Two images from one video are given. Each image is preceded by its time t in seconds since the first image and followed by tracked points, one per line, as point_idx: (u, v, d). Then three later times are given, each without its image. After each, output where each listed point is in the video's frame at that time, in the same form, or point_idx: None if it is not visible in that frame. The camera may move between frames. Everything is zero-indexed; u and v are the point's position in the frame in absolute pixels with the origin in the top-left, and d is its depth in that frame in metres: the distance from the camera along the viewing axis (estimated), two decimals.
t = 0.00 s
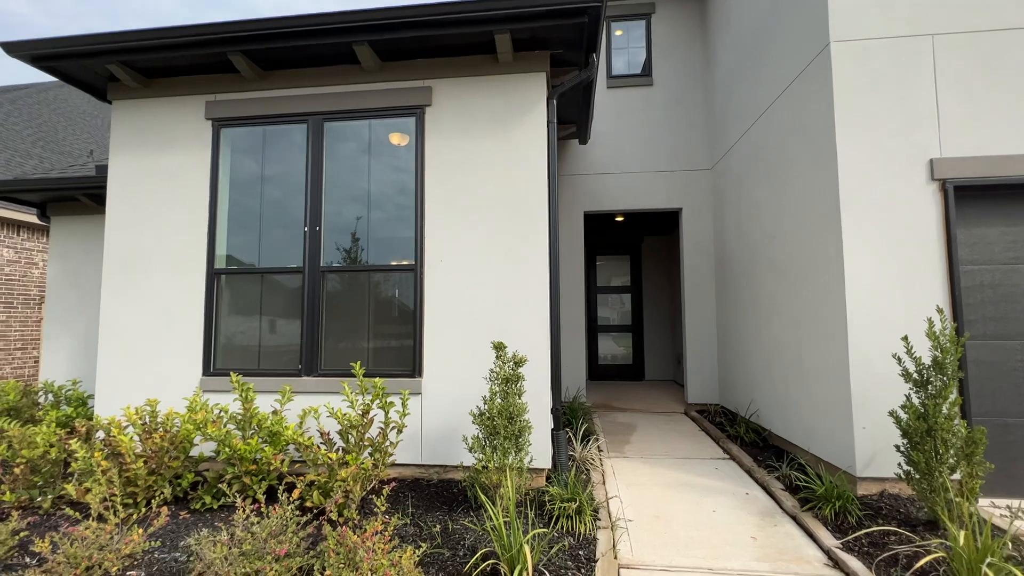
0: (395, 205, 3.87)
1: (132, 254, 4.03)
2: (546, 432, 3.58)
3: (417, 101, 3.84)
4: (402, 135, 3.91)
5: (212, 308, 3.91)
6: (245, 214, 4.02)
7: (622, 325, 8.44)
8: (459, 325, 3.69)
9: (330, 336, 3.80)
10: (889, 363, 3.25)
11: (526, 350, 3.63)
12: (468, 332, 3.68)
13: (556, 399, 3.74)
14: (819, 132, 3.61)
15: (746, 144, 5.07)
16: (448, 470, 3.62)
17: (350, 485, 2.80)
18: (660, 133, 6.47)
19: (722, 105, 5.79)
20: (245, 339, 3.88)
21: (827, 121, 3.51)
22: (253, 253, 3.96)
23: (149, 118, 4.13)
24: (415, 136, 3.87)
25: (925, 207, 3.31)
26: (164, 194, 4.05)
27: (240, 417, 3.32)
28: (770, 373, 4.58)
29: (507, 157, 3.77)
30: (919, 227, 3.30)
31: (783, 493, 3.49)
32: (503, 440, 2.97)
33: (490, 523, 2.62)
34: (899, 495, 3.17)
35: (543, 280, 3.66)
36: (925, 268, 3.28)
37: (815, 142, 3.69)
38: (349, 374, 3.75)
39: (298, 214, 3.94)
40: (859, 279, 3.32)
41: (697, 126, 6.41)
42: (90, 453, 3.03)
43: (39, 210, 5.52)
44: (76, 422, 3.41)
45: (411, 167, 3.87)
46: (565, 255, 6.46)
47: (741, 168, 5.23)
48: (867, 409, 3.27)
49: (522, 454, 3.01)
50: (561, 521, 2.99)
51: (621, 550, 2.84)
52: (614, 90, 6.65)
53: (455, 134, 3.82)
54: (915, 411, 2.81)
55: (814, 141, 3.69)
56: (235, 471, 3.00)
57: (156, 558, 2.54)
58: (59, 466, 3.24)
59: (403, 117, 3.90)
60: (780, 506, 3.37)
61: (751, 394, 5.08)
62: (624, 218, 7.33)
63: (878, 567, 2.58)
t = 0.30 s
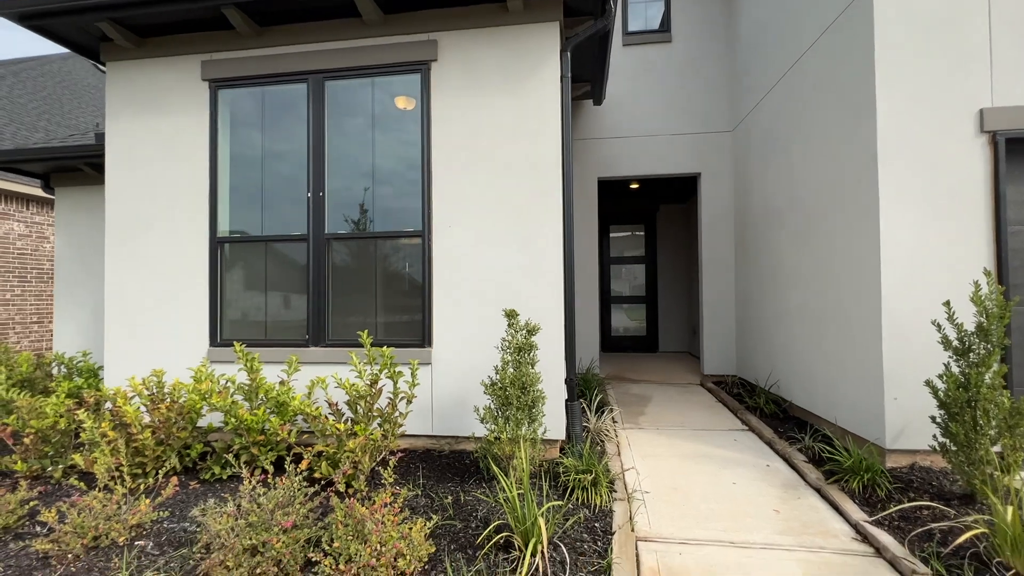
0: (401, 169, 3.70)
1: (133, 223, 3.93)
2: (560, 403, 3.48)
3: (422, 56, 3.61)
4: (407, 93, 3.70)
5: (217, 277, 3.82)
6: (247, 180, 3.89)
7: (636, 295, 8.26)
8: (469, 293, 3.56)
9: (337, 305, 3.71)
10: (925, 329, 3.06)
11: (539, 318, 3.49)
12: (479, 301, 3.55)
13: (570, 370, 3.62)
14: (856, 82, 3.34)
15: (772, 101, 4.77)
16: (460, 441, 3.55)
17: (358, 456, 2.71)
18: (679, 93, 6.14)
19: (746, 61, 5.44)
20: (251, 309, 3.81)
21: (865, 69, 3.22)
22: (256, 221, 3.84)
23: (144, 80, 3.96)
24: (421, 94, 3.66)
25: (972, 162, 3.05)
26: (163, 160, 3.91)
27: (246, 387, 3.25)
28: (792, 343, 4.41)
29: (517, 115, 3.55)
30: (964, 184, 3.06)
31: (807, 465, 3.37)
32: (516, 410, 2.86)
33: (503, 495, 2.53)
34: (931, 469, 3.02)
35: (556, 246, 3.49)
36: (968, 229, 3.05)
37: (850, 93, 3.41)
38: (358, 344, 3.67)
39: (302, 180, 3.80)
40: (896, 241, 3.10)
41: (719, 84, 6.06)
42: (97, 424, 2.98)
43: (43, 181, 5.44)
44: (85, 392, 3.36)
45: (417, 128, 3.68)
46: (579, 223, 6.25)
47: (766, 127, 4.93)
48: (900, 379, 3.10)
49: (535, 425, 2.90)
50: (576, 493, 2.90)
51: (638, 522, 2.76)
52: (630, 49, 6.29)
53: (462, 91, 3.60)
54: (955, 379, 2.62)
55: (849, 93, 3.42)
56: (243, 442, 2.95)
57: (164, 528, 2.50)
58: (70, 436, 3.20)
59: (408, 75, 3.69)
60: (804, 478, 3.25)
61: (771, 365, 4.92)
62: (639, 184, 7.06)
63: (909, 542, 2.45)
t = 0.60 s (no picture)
0: (397, 133, 3.53)
1: (124, 193, 3.80)
2: (565, 375, 3.37)
3: (418, 9, 3.39)
4: (403, 50, 3.49)
5: (210, 248, 3.71)
6: (238, 147, 3.73)
7: (644, 268, 8.09)
8: (470, 263, 3.42)
9: (334, 276, 3.60)
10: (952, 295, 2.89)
11: (543, 287, 3.35)
12: (480, 270, 3.41)
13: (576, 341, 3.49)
14: (885, 32, 3.09)
15: (790, 59, 4.49)
16: (462, 415, 3.46)
17: (356, 430, 2.62)
18: (691, 54, 5.84)
19: (763, 17, 5.13)
20: (247, 281, 3.70)
21: (895, 16, 2.97)
22: (249, 189, 3.70)
23: (129, 41, 3.77)
24: (417, 51, 3.45)
25: (1009, 116, 2.83)
26: (150, 127, 3.76)
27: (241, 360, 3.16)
28: (807, 314, 4.25)
29: (520, 73, 3.34)
30: (1001, 139, 2.85)
31: (821, 438, 3.26)
32: (519, 382, 2.75)
33: (505, 468, 2.44)
34: (953, 443, 2.88)
35: (561, 212, 3.33)
36: (1003, 188, 2.86)
37: (878, 45, 3.16)
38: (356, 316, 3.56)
39: (295, 145, 3.63)
40: (924, 202, 2.91)
41: (733, 43, 5.74)
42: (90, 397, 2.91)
43: (35, 153, 5.30)
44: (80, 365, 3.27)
45: (414, 88, 3.48)
46: (585, 193, 6.04)
47: (784, 87, 4.66)
48: (922, 349, 2.95)
49: (539, 397, 2.80)
50: (581, 466, 2.81)
51: (645, 496, 2.67)
52: (639, 7, 5.97)
53: (461, 47, 3.39)
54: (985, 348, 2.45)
55: (876, 44, 3.17)
56: (239, 415, 2.87)
57: (159, 502, 2.44)
58: (66, 410, 3.12)
59: (403, 31, 3.47)
60: (818, 451, 3.14)
61: (783, 337, 4.77)
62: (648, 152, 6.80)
63: (931, 517, 2.34)
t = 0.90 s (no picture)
0: (381, 98, 3.31)
1: (94, 165, 3.60)
2: (559, 353, 3.21)
3: None
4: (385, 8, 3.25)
5: (187, 223, 3.53)
6: (213, 115, 3.52)
7: (645, 245, 7.87)
8: (459, 236, 3.24)
9: (317, 251, 3.43)
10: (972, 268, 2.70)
11: (536, 261, 3.17)
12: (470, 244, 3.23)
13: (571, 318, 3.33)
14: None
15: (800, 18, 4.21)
16: (452, 395, 3.32)
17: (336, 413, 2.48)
18: (696, 17, 5.53)
19: None
20: (227, 257, 3.53)
21: None
22: (226, 160, 3.50)
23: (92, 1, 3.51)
24: (400, 9, 3.21)
25: None
26: (119, 94, 3.53)
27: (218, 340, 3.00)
28: (813, 289, 4.07)
29: (510, 30, 3.10)
30: None
31: (827, 418, 3.11)
32: (509, 360, 2.60)
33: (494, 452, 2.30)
34: (965, 423, 2.74)
35: (555, 180, 3.12)
36: None
37: None
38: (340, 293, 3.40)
39: (273, 112, 3.41)
40: (945, 168, 2.69)
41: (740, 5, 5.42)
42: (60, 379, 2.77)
43: (8, 126, 5.07)
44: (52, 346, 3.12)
45: (398, 50, 3.25)
46: (584, 166, 5.80)
47: (794, 49, 4.39)
48: (938, 323, 2.77)
49: (531, 376, 2.64)
50: (575, 449, 2.68)
51: (642, 479, 2.54)
52: None
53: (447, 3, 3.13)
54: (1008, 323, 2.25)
55: None
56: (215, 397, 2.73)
57: (129, 488, 2.32)
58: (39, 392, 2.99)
59: None
60: (824, 432, 3.00)
61: (788, 313, 4.60)
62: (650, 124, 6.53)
63: (946, 503, 2.19)
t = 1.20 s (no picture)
0: (353, 64, 3.06)
1: (48, 137, 3.35)
2: (545, 336, 3.03)
3: None
4: None
5: (149, 198, 3.31)
6: (173, 83, 3.27)
7: (640, 226, 7.67)
8: (438, 212, 3.03)
9: (287, 229, 3.22)
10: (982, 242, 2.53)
11: (520, 238, 2.97)
12: (449, 220, 3.03)
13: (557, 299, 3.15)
14: None
15: None
16: (433, 381, 3.15)
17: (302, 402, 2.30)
18: None
19: None
20: (193, 236, 3.32)
21: None
22: (189, 131, 3.25)
23: None
24: None
25: None
26: (70, 59, 3.26)
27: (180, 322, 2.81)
28: (813, 270, 3.90)
29: None
30: None
31: (826, 402, 2.96)
32: (489, 344, 2.42)
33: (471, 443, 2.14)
34: (971, 409, 2.60)
35: (539, 151, 2.91)
36: None
37: None
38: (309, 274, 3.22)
39: (236, 79, 3.16)
40: (959, 138, 2.49)
41: None
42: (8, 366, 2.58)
43: None
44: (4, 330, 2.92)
45: (369, 9, 2.99)
46: (576, 143, 5.56)
47: (796, 15, 4.13)
48: (947, 303, 2.60)
49: (512, 361, 2.47)
50: (559, 438, 2.52)
51: (630, 469, 2.38)
52: None
53: None
54: None
55: None
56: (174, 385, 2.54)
57: (77, 484, 2.15)
58: None
59: None
60: (824, 417, 2.85)
61: (786, 294, 4.43)
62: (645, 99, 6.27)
63: (955, 493, 2.04)
